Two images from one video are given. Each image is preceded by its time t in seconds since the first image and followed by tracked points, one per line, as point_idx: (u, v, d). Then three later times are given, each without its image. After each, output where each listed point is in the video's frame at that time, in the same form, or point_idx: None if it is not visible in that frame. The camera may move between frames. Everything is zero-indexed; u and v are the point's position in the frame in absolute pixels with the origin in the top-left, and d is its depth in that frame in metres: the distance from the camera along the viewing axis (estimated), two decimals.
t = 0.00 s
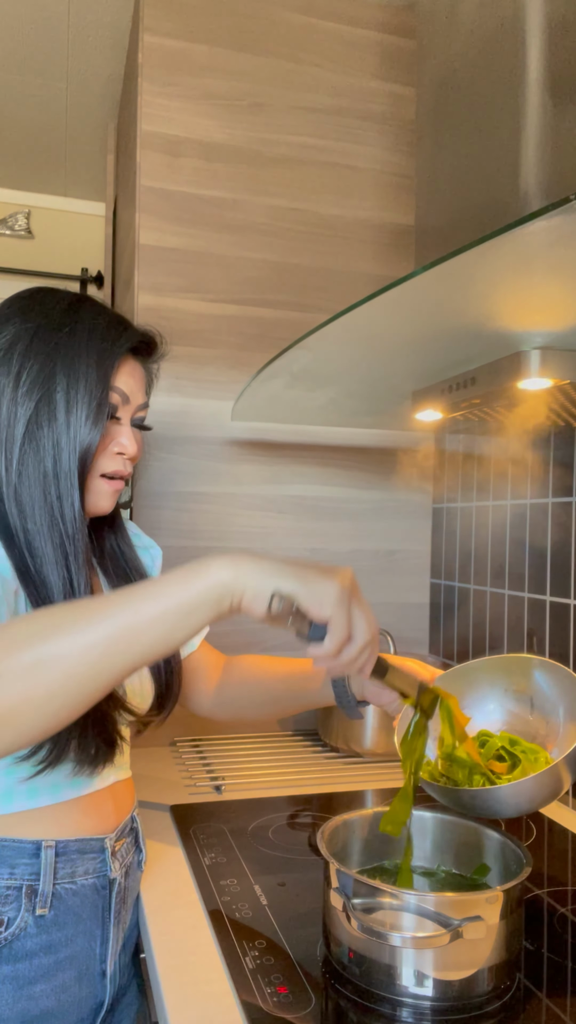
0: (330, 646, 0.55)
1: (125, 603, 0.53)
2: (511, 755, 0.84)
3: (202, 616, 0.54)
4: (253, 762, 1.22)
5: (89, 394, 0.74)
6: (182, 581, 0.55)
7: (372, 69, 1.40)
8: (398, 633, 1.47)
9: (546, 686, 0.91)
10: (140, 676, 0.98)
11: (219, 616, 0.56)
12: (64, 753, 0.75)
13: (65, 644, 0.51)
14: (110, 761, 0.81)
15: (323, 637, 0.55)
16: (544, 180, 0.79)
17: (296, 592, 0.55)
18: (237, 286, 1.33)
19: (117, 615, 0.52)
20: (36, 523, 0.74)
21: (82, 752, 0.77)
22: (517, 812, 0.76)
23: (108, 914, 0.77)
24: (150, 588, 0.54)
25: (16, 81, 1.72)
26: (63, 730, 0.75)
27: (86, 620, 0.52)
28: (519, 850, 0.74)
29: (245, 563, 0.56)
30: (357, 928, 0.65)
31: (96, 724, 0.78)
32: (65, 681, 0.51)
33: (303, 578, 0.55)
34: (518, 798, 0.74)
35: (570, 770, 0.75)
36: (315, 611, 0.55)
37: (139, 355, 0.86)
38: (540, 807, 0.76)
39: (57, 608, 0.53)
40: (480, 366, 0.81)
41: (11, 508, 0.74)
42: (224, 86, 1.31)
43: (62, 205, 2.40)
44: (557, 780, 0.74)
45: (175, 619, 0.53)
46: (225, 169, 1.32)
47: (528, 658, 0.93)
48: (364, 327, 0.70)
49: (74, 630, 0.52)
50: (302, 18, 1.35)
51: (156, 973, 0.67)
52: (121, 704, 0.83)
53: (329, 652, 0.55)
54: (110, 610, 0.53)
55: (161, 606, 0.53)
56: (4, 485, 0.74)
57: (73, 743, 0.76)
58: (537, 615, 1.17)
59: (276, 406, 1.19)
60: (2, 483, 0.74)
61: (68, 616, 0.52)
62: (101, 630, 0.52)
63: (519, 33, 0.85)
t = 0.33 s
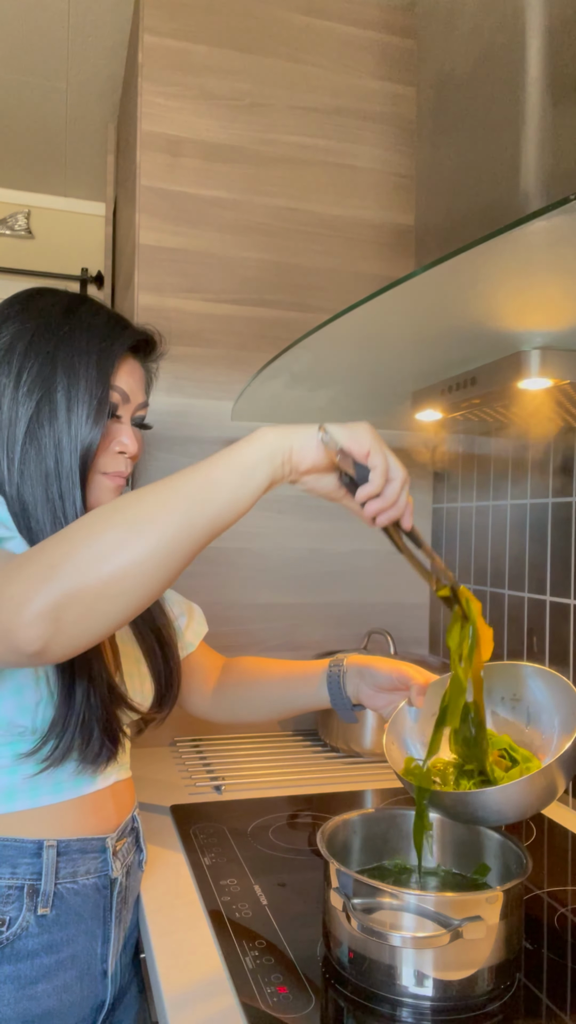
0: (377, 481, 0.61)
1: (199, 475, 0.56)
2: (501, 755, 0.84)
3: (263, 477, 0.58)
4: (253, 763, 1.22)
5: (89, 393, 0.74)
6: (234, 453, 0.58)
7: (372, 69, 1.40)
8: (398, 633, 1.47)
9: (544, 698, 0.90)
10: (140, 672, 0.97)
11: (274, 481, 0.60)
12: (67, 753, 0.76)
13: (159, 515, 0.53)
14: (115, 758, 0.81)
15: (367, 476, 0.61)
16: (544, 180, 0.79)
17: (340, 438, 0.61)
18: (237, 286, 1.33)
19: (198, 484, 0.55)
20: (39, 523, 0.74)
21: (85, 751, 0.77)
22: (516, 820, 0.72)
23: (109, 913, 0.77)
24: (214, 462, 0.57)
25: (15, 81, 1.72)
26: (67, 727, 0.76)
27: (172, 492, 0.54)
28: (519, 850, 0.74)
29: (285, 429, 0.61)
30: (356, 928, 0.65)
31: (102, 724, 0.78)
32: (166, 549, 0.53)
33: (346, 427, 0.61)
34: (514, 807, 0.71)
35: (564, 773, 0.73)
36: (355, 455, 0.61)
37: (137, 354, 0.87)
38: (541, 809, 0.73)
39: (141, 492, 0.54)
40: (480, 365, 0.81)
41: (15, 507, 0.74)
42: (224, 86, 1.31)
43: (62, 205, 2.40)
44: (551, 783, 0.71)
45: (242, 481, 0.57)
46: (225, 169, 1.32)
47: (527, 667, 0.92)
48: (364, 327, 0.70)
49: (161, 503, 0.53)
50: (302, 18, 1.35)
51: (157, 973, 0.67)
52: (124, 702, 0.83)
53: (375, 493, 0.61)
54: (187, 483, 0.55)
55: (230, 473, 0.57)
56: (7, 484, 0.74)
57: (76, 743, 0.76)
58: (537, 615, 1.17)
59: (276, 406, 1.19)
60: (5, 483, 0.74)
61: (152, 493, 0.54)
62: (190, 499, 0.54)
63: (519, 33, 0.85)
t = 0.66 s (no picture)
0: (413, 495, 0.62)
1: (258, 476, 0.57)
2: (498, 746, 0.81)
3: (314, 485, 0.59)
4: (253, 763, 1.22)
5: (92, 393, 0.74)
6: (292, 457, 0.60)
7: (372, 69, 1.40)
8: (398, 633, 1.47)
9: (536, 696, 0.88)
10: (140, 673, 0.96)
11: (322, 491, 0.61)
12: (69, 753, 0.75)
13: (223, 504, 0.55)
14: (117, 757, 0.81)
15: (404, 491, 0.63)
16: (544, 180, 0.79)
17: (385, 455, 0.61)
18: (237, 286, 1.33)
19: (257, 483, 0.57)
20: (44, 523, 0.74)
21: (88, 752, 0.77)
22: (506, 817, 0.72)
23: (109, 913, 0.78)
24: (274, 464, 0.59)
25: (15, 81, 1.72)
26: (72, 727, 0.75)
27: (233, 486, 0.56)
28: (519, 850, 0.74)
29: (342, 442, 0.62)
30: (356, 928, 0.65)
31: (107, 724, 0.77)
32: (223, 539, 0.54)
33: (388, 444, 0.62)
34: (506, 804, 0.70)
35: (557, 768, 0.71)
36: (393, 472, 0.62)
37: (137, 354, 0.87)
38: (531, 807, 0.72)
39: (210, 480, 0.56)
40: (480, 366, 0.81)
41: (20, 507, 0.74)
42: (223, 86, 1.31)
43: (62, 205, 2.40)
44: (544, 780, 0.70)
45: (295, 489, 0.58)
46: (225, 169, 1.32)
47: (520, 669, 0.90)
48: (363, 327, 0.70)
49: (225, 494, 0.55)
50: (302, 18, 1.35)
51: (157, 973, 0.67)
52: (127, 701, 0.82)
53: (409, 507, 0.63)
54: (248, 479, 0.57)
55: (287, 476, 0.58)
56: (11, 484, 0.74)
57: (80, 743, 0.76)
58: (537, 615, 1.17)
59: (276, 406, 1.19)
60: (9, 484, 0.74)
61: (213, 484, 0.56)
62: (247, 496, 0.56)
63: (518, 33, 0.85)
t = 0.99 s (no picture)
0: (345, 520, 0.62)
1: (190, 500, 0.57)
2: (507, 745, 0.85)
3: (247, 501, 0.60)
4: (253, 763, 1.22)
5: (105, 395, 0.74)
6: (215, 479, 0.59)
7: (372, 69, 1.40)
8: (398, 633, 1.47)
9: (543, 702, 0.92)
10: (145, 678, 0.97)
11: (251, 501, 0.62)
12: (76, 754, 0.75)
13: (153, 549, 0.53)
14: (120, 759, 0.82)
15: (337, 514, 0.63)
16: (544, 180, 0.79)
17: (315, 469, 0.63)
18: (238, 286, 1.33)
19: (193, 510, 0.56)
20: (53, 523, 0.74)
21: (94, 753, 0.77)
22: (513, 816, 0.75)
23: (113, 913, 0.77)
24: (202, 486, 0.59)
25: (15, 81, 1.72)
26: (78, 729, 0.75)
27: (168, 518, 0.56)
28: (519, 850, 0.75)
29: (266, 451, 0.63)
30: (357, 928, 0.65)
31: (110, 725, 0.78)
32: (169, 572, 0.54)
33: (322, 462, 0.64)
34: (514, 801, 0.73)
35: (567, 767, 0.75)
36: (327, 488, 0.63)
37: (150, 360, 0.87)
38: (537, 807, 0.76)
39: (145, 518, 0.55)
40: (480, 366, 0.81)
41: (29, 508, 0.74)
42: (224, 86, 1.31)
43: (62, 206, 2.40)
44: (552, 779, 0.73)
45: (229, 510, 0.59)
46: (226, 169, 1.32)
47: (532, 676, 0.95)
48: (364, 327, 0.70)
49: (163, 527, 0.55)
50: (302, 18, 1.35)
51: (157, 973, 0.67)
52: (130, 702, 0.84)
53: (343, 531, 0.63)
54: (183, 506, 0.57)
55: (220, 497, 0.58)
56: (22, 484, 0.74)
57: (85, 744, 0.76)
58: (537, 615, 1.17)
59: (276, 406, 1.19)
60: (20, 483, 0.73)
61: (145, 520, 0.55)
62: (187, 521, 0.56)
63: (519, 33, 0.85)
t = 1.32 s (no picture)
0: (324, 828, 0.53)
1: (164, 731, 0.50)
2: (516, 730, 0.85)
3: (222, 762, 0.51)
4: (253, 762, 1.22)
5: (109, 396, 0.74)
6: (204, 723, 0.50)
7: (372, 69, 1.40)
8: (398, 633, 1.47)
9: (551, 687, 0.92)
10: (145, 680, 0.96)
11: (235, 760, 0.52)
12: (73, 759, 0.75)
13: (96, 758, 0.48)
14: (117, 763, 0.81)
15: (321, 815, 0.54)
16: (544, 180, 0.79)
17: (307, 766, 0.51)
18: (237, 286, 1.33)
19: (155, 738, 0.49)
20: (55, 524, 0.74)
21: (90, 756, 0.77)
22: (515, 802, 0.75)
23: (112, 913, 0.78)
24: (187, 719, 0.51)
25: (15, 81, 1.72)
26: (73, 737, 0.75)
27: (128, 733, 0.49)
28: (519, 850, 0.75)
29: (279, 720, 0.52)
30: (357, 927, 0.65)
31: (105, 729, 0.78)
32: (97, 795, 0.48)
33: (327, 764, 0.52)
34: (517, 786, 0.73)
35: (572, 759, 0.75)
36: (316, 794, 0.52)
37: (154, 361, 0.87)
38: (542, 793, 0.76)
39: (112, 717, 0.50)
40: (480, 366, 0.81)
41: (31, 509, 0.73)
42: (224, 86, 1.31)
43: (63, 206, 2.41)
44: (556, 769, 0.74)
45: (199, 765, 0.50)
46: (226, 169, 1.32)
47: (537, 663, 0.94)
48: (364, 327, 0.70)
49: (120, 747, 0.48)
50: (303, 18, 1.35)
51: (157, 973, 0.67)
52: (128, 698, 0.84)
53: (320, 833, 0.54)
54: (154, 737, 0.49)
55: (198, 745, 0.50)
56: (24, 485, 0.73)
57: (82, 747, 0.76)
58: (537, 615, 1.17)
59: (276, 406, 1.19)
60: (22, 484, 0.73)
61: (108, 727, 0.49)
62: (138, 751, 0.48)
63: (519, 33, 0.85)
